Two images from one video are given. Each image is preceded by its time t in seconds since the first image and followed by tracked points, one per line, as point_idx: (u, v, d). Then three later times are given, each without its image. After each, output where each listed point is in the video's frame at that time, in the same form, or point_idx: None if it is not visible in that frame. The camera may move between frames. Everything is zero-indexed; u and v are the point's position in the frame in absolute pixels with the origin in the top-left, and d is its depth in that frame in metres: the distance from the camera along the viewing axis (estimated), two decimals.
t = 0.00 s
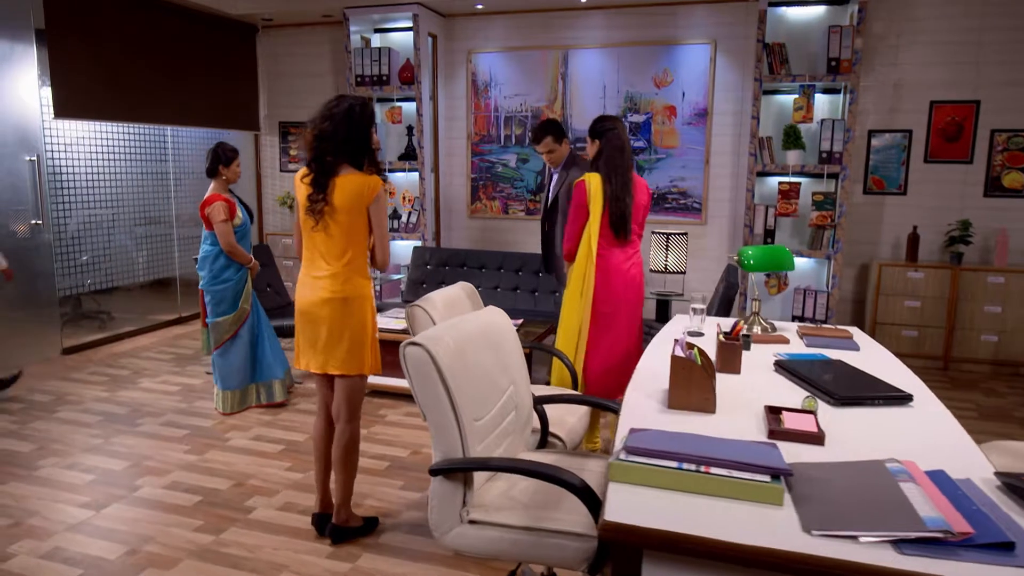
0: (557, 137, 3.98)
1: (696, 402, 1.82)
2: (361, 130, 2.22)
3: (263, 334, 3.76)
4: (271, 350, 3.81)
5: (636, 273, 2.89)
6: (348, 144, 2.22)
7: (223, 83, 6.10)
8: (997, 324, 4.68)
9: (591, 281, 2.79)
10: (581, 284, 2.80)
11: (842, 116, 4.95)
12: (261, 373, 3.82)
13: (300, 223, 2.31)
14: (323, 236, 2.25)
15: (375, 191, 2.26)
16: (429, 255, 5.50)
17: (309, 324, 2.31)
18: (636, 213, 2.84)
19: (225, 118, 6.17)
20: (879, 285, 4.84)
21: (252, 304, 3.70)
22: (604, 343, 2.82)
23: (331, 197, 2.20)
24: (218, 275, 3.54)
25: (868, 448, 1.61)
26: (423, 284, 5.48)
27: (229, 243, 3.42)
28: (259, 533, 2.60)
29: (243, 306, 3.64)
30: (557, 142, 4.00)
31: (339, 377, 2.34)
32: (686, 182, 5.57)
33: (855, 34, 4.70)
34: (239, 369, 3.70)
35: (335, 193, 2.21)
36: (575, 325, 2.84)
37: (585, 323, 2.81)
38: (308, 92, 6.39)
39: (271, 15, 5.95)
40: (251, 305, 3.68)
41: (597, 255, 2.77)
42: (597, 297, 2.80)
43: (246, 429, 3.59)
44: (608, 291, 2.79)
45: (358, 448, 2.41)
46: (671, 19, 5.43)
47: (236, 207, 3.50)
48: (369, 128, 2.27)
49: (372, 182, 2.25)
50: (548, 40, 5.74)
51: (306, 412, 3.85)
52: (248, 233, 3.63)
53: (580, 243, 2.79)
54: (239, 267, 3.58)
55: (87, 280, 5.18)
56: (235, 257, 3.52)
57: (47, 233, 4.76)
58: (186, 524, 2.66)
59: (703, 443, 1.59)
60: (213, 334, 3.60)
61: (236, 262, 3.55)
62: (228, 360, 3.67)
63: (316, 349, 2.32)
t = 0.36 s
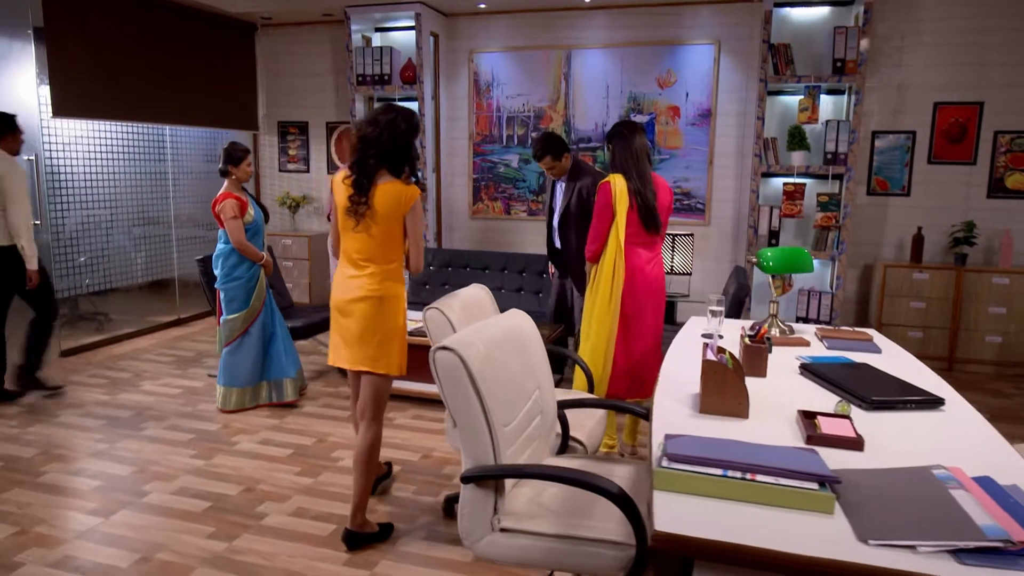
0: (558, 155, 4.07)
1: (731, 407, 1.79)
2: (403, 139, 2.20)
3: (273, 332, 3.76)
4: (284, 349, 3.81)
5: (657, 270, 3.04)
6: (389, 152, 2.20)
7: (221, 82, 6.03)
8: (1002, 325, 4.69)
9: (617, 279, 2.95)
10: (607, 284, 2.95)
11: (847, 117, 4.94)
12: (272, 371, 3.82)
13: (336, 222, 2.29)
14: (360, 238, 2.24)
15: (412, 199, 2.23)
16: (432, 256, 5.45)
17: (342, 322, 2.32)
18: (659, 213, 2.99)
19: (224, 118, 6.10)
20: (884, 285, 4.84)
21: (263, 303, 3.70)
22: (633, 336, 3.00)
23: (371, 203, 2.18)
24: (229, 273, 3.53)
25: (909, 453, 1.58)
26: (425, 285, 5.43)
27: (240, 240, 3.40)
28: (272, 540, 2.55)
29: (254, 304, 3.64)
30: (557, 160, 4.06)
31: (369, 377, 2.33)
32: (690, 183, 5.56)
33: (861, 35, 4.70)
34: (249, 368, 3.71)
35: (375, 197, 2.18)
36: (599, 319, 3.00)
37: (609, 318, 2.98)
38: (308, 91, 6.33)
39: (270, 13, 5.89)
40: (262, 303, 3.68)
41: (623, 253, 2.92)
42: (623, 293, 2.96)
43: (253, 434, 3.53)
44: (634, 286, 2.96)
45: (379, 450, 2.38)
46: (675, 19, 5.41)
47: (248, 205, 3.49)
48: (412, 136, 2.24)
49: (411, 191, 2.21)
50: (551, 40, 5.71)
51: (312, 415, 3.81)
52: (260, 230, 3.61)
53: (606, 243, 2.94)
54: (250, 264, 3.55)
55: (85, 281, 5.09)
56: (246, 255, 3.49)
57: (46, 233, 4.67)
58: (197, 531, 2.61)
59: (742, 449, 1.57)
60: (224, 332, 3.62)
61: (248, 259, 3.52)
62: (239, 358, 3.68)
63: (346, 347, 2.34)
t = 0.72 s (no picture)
0: (555, 163, 4.07)
1: (764, 411, 1.77)
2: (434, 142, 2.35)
3: (282, 332, 3.71)
4: (293, 350, 3.78)
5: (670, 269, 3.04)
6: (420, 155, 2.37)
7: (218, 81, 5.96)
8: (1005, 325, 4.71)
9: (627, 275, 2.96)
10: (617, 278, 2.96)
11: (850, 118, 4.95)
12: (280, 371, 3.79)
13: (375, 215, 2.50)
14: (391, 231, 2.42)
15: (438, 201, 2.37)
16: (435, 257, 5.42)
17: (368, 308, 2.50)
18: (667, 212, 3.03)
19: (221, 118, 6.03)
20: (888, 286, 4.85)
21: (272, 301, 3.64)
22: (645, 334, 3.00)
23: (401, 199, 2.36)
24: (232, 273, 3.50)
25: (949, 457, 1.57)
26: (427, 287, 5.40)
27: (241, 238, 3.35)
28: (286, 547, 2.51)
29: (261, 305, 3.58)
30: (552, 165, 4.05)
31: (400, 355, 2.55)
32: (692, 183, 5.55)
33: (865, 35, 4.70)
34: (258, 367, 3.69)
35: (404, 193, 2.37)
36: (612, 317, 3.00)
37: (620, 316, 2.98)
38: (307, 91, 6.28)
39: (269, 11, 5.83)
40: (270, 303, 3.62)
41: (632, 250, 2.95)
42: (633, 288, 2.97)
43: (260, 438, 3.49)
44: (645, 282, 2.97)
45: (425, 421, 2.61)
46: (678, 19, 5.40)
47: (255, 206, 3.47)
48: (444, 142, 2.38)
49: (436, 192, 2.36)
50: (553, 40, 5.69)
51: (319, 418, 3.76)
52: (267, 230, 3.57)
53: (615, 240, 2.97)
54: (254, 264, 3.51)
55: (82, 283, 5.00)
56: (248, 254, 3.44)
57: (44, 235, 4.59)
58: (208, 538, 2.56)
59: (782, 453, 1.54)
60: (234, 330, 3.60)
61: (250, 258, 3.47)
62: (246, 357, 3.66)
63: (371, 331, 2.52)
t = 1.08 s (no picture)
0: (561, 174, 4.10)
1: (797, 415, 1.75)
2: (468, 145, 2.50)
3: (291, 332, 3.72)
4: (301, 348, 3.78)
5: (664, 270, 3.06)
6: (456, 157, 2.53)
7: (214, 80, 5.89)
8: (1006, 325, 4.73)
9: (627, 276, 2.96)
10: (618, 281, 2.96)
11: (852, 118, 4.95)
12: (291, 372, 3.78)
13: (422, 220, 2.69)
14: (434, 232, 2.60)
15: (472, 201, 2.51)
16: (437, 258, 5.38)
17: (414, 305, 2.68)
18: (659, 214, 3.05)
19: (218, 118, 5.96)
20: (891, 287, 4.86)
21: (277, 302, 3.64)
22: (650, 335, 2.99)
23: (440, 200, 2.54)
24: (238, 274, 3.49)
25: (989, 461, 1.55)
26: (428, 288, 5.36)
27: (247, 238, 3.36)
28: (302, 555, 2.46)
29: (268, 305, 3.58)
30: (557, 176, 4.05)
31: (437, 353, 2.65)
32: (694, 184, 5.54)
33: (868, 36, 4.70)
34: (269, 367, 3.69)
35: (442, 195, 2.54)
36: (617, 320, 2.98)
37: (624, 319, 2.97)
38: (304, 91, 6.22)
39: (266, 10, 5.76)
40: (276, 304, 3.62)
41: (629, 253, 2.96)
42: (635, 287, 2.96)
43: (267, 442, 3.43)
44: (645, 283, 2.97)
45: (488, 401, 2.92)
46: (679, 19, 5.39)
47: (260, 205, 3.45)
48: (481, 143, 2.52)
49: (471, 192, 2.50)
50: (553, 40, 5.66)
51: (325, 422, 3.71)
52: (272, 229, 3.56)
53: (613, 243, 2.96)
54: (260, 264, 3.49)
55: (78, 286, 4.92)
56: (254, 253, 3.44)
57: (39, 236, 4.50)
58: (220, 546, 2.51)
59: (822, 458, 1.52)
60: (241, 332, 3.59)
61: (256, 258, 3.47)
62: (256, 358, 3.65)
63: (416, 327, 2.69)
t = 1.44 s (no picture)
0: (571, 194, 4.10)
1: (832, 419, 1.74)
2: (538, 144, 2.60)
3: (298, 337, 3.67)
4: (308, 355, 3.72)
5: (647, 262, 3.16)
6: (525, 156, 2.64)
7: (212, 80, 5.82)
8: (1009, 325, 4.75)
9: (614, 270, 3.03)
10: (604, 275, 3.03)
11: (855, 119, 4.96)
12: (298, 377, 3.73)
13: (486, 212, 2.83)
14: (500, 226, 2.75)
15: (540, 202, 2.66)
16: (440, 258, 5.35)
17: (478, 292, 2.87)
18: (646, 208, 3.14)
19: (216, 118, 5.89)
20: (895, 287, 4.87)
21: (286, 306, 3.61)
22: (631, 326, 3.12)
23: (510, 198, 2.68)
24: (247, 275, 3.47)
25: None
26: (431, 289, 5.33)
27: (256, 240, 3.35)
28: (317, 562, 2.42)
29: (275, 308, 3.55)
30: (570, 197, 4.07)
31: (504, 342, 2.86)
32: (696, 184, 5.53)
33: (871, 37, 4.71)
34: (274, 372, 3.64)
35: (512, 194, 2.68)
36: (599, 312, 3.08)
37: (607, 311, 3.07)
38: (303, 91, 6.16)
39: (265, 9, 5.70)
40: (284, 307, 3.59)
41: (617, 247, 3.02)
42: (624, 277, 3.05)
43: (275, 447, 3.39)
44: (630, 277, 3.07)
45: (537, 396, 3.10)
46: (681, 19, 5.38)
47: (269, 207, 3.44)
48: (552, 144, 2.60)
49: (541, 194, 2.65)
50: (555, 41, 5.64)
51: (332, 426, 3.67)
52: (282, 232, 3.55)
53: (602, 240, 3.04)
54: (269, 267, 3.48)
55: (75, 288, 4.84)
56: (263, 255, 3.42)
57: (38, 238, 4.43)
58: (234, 554, 2.47)
59: (864, 461, 1.51)
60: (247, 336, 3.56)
61: (265, 261, 3.45)
62: (261, 362, 3.60)
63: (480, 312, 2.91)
